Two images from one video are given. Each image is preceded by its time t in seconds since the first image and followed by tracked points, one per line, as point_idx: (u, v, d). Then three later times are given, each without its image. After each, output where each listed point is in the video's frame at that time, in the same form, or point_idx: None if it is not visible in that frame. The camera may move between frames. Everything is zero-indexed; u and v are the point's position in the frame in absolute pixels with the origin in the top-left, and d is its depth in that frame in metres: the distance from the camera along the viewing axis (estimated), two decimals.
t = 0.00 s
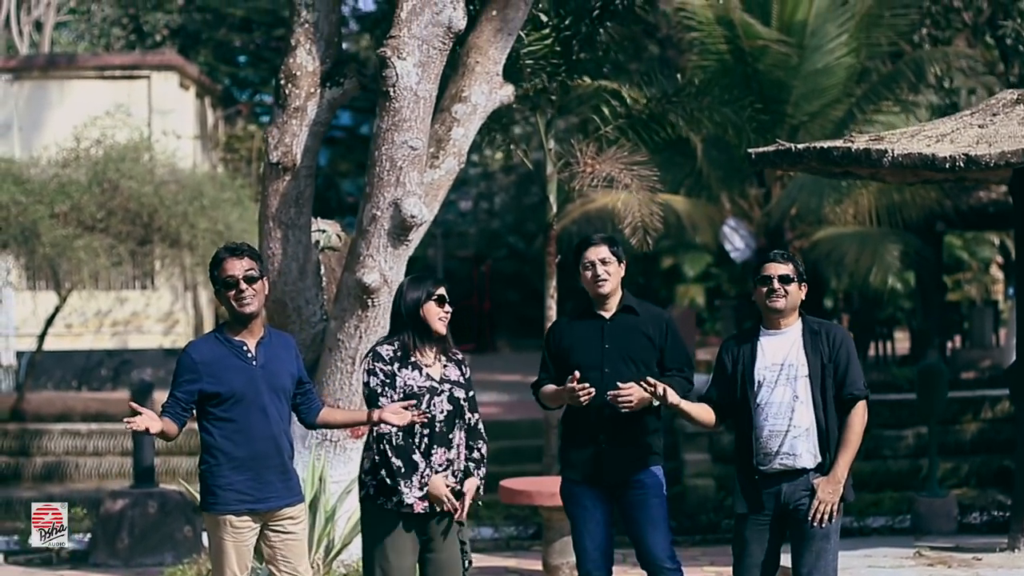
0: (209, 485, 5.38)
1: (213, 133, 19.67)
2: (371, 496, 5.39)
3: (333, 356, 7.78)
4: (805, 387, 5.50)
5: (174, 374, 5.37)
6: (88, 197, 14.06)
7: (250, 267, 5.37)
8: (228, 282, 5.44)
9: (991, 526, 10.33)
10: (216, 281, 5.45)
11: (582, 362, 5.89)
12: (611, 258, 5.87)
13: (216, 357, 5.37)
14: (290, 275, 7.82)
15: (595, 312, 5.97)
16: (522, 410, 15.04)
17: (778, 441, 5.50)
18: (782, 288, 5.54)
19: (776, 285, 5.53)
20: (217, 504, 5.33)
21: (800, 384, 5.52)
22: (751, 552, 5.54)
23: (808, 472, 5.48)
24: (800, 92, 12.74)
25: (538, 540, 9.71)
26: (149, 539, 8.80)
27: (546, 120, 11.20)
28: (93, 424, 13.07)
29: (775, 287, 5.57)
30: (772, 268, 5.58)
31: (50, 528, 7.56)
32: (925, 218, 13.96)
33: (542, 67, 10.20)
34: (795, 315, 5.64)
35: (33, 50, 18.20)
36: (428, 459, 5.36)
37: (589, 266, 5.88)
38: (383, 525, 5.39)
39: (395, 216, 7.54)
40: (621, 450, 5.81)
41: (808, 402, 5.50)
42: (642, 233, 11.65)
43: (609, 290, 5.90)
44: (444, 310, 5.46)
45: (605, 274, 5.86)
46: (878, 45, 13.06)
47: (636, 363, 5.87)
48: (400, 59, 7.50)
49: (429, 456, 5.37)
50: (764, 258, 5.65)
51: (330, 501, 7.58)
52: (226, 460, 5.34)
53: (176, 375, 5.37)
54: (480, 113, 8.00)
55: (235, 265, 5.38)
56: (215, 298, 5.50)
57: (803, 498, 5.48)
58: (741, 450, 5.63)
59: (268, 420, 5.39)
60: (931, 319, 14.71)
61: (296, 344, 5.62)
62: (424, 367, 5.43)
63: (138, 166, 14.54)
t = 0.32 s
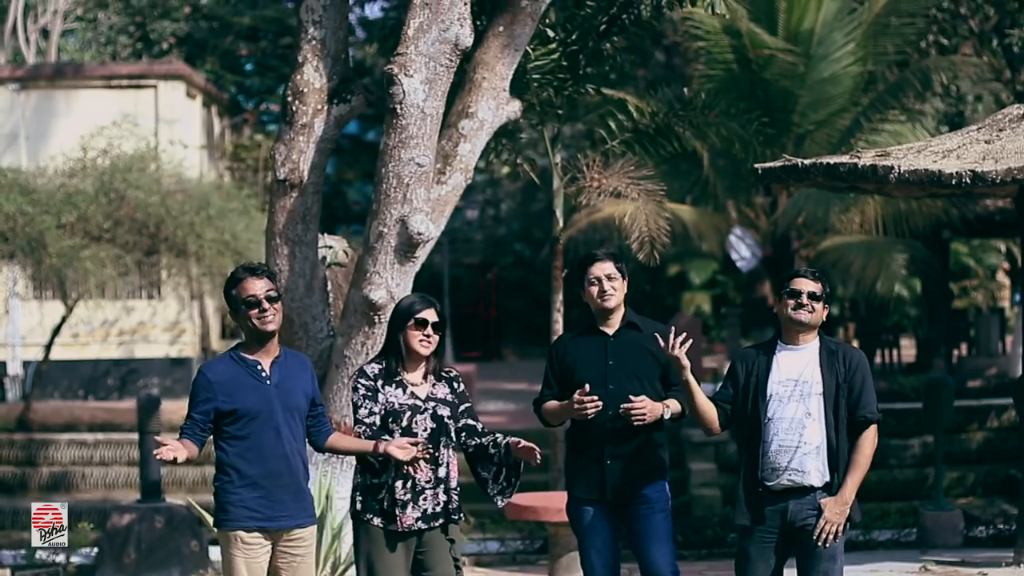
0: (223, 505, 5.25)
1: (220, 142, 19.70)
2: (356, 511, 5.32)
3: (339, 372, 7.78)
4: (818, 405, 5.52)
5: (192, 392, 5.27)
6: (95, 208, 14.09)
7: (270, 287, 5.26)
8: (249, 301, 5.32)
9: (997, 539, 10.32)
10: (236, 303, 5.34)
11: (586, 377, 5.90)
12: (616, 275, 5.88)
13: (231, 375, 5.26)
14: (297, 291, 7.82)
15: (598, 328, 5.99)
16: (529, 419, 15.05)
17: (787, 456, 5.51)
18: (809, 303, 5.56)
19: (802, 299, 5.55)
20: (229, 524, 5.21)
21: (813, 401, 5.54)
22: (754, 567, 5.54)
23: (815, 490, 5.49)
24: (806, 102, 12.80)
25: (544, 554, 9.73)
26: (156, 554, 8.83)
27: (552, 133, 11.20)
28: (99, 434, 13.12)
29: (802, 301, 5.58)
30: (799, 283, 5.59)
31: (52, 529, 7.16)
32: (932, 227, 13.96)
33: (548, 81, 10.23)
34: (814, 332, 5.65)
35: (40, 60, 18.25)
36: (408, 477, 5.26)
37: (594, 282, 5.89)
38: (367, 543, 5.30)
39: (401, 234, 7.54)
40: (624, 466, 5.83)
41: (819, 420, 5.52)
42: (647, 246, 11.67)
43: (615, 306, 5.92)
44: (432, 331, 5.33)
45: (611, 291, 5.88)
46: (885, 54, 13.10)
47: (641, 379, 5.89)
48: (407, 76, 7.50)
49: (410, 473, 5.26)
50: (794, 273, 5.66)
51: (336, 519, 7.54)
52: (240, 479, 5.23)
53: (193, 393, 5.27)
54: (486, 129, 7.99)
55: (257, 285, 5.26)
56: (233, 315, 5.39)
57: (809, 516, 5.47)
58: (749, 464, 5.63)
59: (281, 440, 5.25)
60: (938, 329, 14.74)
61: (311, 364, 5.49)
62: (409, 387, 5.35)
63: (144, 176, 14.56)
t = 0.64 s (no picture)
0: (237, 518, 5.43)
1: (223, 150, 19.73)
2: (355, 527, 5.67)
3: (343, 386, 7.79)
4: (827, 422, 5.56)
5: (209, 408, 5.48)
6: (100, 217, 14.13)
7: (284, 304, 5.41)
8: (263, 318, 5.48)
9: (1000, 550, 10.33)
10: (251, 314, 5.50)
11: (592, 391, 6.08)
12: (615, 291, 6.02)
13: (245, 393, 5.45)
14: (301, 305, 7.85)
15: (604, 343, 6.16)
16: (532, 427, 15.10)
17: (793, 470, 5.56)
18: (826, 319, 5.60)
19: (821, 315, 5.58)
20: (242, 536, 5.38)
21: (822, 418, 5.58)
22: None
23: (820, 506, 5.55)
24: (809, 111, 12.76)
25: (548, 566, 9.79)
26: (162, 565, 8.99)
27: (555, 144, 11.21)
28: (103, 442, 13.19)
29: (820, 317, 5.61)
30: (818, 298, 5.64)
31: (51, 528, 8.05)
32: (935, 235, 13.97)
33: (552, 94, 10.22)
34: (831, 349, 5.69)
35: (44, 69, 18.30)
36: (403, 488, 5.61)
37: (594, 298, 6.06)
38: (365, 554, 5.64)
39: (405, 248, 7.56)
40: (630, 484, 5.98)
41: (828, 436, 5.56)
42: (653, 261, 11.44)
43: (618, 320, 6.07)
44: (418, 349, 5.66)
45: (612, 307, 6.03)
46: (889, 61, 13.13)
47: (646, 394, 6.06)
48: (411, 90, 7.52)
49: (405, 484, 5.62)
50: (812, 288, 5.71)
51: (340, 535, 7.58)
52: (253, 493, 5.41)
53: (210, 410, 5.48)
54: (490, 142, 8.00)
55: (271, 302, 5.43)
56: (251, 332, 5.55)
57: (813, 532, 5.54)
58: (755, 476, 5.69)
59: (294, 455, 5.42)
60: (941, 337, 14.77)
61: (330, 382, 5.66)
62: (402, 400, 5.68)
63: (148, 185, 14.59)
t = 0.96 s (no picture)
0: (238, 530, 5.45)
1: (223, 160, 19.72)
2: (353, 543, 5.70)
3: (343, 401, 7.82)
4: (826, 440, 5.55)
5: (215, 420, 5.50)
6: (99, 228, 14.13)
7: (291, 321, 5.43)
8: (270, 333, 5.49)
9: (999, 562, 10.34)
10: (259, 329, 5.52)
11: (588, 403, 6.09)
12: (615, 304, 6.03)
13: (251, 407, 5.46)
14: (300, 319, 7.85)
15: (602, 357, 6.19)
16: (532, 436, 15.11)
17: (790, 488, 5.57)
18: (827, 336, 5.60)
19: (822, 333, 5.58)
20: (242, 548, 5.40)
21: (822, 436, 5.57)
22: None
23: (818, 523, 5.55)
24: (809, 121, 12.74)
25: None
26: None
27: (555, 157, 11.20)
28: (103, 453, 13.20)
29: (821, 334, 5.61)
30: (820, 315, 5.63)
31: (52, 528, 7.56)
32: (934, 244, 13.97)
33: (552, 108, 10.23)
34: (833, 366, 5.68)
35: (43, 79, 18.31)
36: (402, 502, 5.66)
37: (591, 312, 6.07)
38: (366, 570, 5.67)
39: (405, 262, 7.56)
40: (627, 499, 5.99)
41: (827, 455, 5.55)
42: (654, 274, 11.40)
43: (615, 332, 6.06)
44: (413, 364, 5.72)
45: (610, 320, 6.04)
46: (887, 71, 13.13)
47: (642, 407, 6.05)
48: (411, 105, 7.53)
49: (404, 498, 5.67)
50: (815, 305, 5.71)
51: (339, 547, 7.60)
52: (255, 507, 5.42)
53: (215, 421, 5.50)
54: (490, 156, 8.00)
55: (277, 317, 5.45)
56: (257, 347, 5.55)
57: (810, 548, 5.56)
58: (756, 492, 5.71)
59: (297, 470, 5.42)
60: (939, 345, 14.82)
61: (338, 399, 5.63)
62: (399, 417, 5.79)
63: (147, 196, 14.59)
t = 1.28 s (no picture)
0: (233, 547, 5.46)
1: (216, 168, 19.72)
2: (344, 556, 5.71)
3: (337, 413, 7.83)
4: (818, 456, 5.56)
5: (209, 436, 5.49)
6: (93, 236, 14.14)
7: (285, 338, 5.42)
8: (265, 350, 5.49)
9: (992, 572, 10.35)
10: (254, 346, 5.51)
11: (580, 419, 6.13)
12: (605, 323, 6.02)
13: (245, 424, 5.46)
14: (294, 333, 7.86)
15: (593, 374, 6.19)
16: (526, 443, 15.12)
17: (783, 504, 5.59)
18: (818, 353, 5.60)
19: (812, 350, 5.58)
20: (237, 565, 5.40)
21: (814, 451, 5.57)
22: None
23: (811, 538, 5.57)
24: (802, 129, 12.75)
25: None
26: None
27: (547, 170, 11.21)
28: (96, 461, 13.19)
29: (812, 351, 5.61)
30: (809, 332, 5.63)
31: (52, 528, 6.85)
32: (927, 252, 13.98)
33: (545, 120, 10.29)
34: (825, 382, 5.68)
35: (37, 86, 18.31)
36: (391, 517, 5.67)
37: (581, 329, 6.07)
38: None
39: (398, 276, 7.56)
40: (618, 515, 6.01)
41: (819, 471, 5.56)
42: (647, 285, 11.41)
43: (605, 351, 6.07)
44: (403, 379, 5.73)
45: (599, 339, 6.02)
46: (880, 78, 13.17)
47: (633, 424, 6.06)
48: (404, 120, 7.54)
49: (393, 513, 5.68)
50: (803, 321, 5.70)
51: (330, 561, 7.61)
52: (249, 524, 5.42)
53: (209, 438, 5.49)
54: (483, 169, 8.01)
55: (272, 335, 5.45)
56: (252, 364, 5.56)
57: (803, 563, 5.57)
58: (750, 508, 5.72)
59: (291, 487, 5.43)
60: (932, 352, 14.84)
61: (331, 416, 5.62)
62: (388, 431, 5.80)
63: (141, 205, 14.61)
